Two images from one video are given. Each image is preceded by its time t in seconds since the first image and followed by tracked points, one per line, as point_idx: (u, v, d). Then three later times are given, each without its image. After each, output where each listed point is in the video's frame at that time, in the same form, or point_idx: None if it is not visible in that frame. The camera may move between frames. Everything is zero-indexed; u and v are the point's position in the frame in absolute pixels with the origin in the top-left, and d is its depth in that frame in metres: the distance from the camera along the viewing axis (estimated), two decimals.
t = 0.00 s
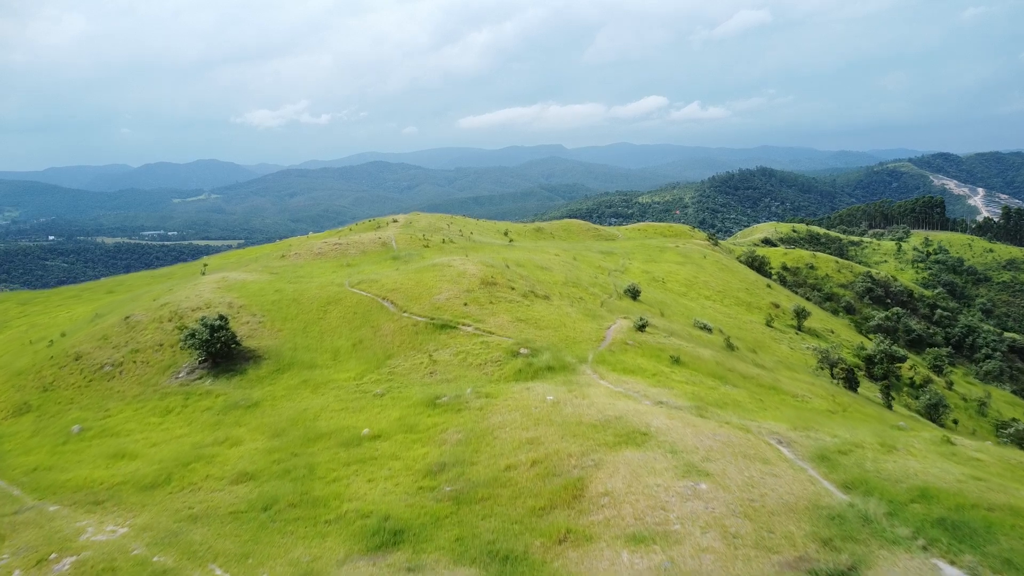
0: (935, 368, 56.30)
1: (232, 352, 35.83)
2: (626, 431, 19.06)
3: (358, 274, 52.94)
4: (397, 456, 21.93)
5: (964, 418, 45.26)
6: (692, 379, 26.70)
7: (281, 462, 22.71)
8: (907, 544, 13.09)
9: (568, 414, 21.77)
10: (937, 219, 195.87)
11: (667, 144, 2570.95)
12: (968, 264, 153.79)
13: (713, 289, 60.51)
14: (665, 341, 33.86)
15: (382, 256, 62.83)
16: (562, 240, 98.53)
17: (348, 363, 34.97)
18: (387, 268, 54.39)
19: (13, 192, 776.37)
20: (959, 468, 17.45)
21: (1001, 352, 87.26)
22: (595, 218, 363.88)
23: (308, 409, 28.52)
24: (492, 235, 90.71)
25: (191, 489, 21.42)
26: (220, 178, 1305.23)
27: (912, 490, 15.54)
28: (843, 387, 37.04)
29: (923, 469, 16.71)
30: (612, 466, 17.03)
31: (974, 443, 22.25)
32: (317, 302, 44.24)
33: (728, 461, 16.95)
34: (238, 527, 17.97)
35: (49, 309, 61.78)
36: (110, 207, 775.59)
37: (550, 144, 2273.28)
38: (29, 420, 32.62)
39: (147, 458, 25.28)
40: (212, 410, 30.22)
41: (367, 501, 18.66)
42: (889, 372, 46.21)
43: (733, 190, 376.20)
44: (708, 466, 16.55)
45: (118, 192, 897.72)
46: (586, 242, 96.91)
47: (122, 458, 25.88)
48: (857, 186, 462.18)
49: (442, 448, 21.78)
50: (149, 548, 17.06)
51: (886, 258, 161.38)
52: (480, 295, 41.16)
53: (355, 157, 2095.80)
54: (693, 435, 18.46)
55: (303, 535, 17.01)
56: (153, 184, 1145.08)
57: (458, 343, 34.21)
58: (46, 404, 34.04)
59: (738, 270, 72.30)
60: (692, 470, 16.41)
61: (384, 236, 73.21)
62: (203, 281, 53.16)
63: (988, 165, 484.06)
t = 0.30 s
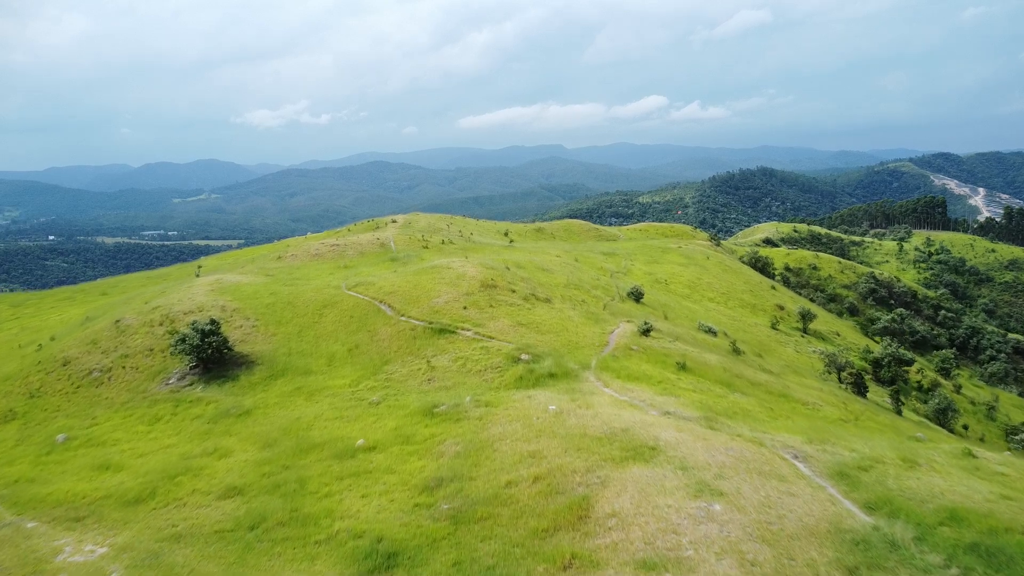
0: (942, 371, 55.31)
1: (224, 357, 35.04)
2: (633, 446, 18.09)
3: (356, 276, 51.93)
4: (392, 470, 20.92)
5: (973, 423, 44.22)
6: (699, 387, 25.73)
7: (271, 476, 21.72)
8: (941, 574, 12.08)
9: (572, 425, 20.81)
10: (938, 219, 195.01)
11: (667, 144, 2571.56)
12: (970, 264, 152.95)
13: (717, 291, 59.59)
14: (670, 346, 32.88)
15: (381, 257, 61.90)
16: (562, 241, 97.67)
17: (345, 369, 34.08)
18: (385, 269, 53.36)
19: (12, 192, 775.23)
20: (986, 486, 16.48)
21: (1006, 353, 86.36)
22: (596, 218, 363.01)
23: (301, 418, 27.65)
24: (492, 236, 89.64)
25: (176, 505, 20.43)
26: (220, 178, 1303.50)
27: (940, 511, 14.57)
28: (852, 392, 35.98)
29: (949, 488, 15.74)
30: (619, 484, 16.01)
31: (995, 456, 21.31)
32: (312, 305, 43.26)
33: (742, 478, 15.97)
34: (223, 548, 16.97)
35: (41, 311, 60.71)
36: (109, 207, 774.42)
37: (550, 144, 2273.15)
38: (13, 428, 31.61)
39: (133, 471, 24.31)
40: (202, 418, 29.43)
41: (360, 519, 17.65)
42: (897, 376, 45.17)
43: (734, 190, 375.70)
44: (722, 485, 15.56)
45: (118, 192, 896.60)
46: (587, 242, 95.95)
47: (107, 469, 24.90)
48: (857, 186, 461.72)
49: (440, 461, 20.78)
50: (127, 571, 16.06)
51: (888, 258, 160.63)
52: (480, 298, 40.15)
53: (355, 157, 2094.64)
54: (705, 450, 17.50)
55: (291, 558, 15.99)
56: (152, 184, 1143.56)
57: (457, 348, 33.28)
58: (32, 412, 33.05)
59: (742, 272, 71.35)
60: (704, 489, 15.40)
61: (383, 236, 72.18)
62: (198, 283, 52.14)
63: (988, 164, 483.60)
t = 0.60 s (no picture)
0: (950, 375, 54.29)
1: (215, 364, 34.65)
2: (641, 461, 17.13)
3: (353, 278, 51.08)
4: (388, 484, 19.93)
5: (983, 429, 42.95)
6: (707, 395, 24.83)
7: (261, 491, 20.76)
8: None
9: (576, 437, 19.82)
10: (940, 220, 194.21)
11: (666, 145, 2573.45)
12: (972, 265, 152.23)
13: (721, 294, 58.70)
14: (676, 351, 31.97)
15: (379, 259, 60.97)
16: (563, 242, 96.73)
17: (340, 377, 33.33)
18: (383, 272, 52.48)
19: (12, 192, 774.15)
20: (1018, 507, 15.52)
21: (1010, 355, 85.55)
22: (596, 219, 362.29)
23: (295, 429, 26.93)
24: (492, 237, 88.85)
25: (160, 522, 19.45)
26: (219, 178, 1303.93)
27: (972, 535, 13.63)
28: (861, 398, 34.94)
29: (980, 510, 14.77)
30: (628, 504, 15.00)
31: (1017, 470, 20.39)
32: (307, 310, 43.00)
33: (758, 499, 14.99)
34: (206, 572, 15.96)
35: (33, 313, 59.77)
36: (109, 206, 773.59)
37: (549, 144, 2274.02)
38: None
39: (118, 483, 23.36)
40: (192, 427, 28.83)
41: (352, 539, 16.64)
42: (904, 380, 44.11)
43: (734, 191, 375.85)
44: (739, 506, 14.56)
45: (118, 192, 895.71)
46: (588, 243, 95.14)
47: (91, 482, 23.95)
48: (857, 186, 461.63)
49: (438, 475, 19.78)
50: None
51: (889, 258, 160.16)
52: (480, 301, 39.27)
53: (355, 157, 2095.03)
54: (717, 466, 16.56)
55: None
56: (152, 184, 1143.11)
57: (456, 354, 32.42)
58: (16, 419, 32.13)
59: (746, 273, 70.51)
60: (720, 511, 14.38)
61: (381, 237, 71.31)
62: (191, 286, 51.29)
63: (989, 165, 483.22)
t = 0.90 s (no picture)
0: (958, 381, 53.33)
1: (207, 372, 33.73)
2: (652, 481, 16.18)
3: (351, 282, 50.20)
4: (384, 503, 18.98)
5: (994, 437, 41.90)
6: (716, 407, 23.91)
7: (250, 509, 19.81)
8: None
9: (582, 454, 18.84)
10: (942, 222, 193.39)
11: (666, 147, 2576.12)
12: (975, 267, 151.51)
13: (725, 298, 57.82)
14: (682, 359, 31.06)
15: (378, 262, 60.01)
16: (564, 245, 95.87)
17: (337, 387, 32.48)
18: (382, 276, 51.61)
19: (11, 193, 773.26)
20: None
21: (1016, 359, 84.67)
22: (596, 220, 361.66)
23: (288, 442, 26.00)
24: (493, 240, 88.08)
25: (143, 543, 18.49)
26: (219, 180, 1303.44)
27: (1010, 565, 12.65)
28: (872, 407, 33.96)
29: (1015, 536, 13.83)
30: (639, 529, 14.01)
31: None
32: (303, 316, 42.18)
33: (778, 524, 14.00)
34: None
35: (27, 318, 58.90)
36: (109, 208, 772.89)
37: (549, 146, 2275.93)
38: None
39: (103, 500, 22.44)
40: (182, 438, 27.90)
41: (345, 563, 15.71)
42: (914, 386, 43.09)
43: (734, 193, 375.78)
44: (758, 533, 13.58)
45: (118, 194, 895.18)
46: (589, 246, 94.39)
47: (75, 498, 23.03)
48: (858, 188, 461.55)
49: (436, 493, 18.84)
50: None
51: (891, 261, 159.46)
52: (480, 307, 38.38)
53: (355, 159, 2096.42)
54: (733, 487, 15.58)
55: None
56: (152, 185, 1143.45)
57: (456, 363, 31.52)
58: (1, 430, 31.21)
59: (750, 277, 69.64)
60: (738, 538, 13.39)
61: (380, 240, 70.40)
62: (186, 290, 50.43)
63: (989, 167, 483.03)
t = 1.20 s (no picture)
0: (967, 388, 52.40)
1: (199, 382, 32.83)
2: (663, 503, 15.21)
3: (349, 288, 49.36)
4: (379, 523, 18.05)
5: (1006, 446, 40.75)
6: (726, 419, 22.98)
7: (238, 530, 18.86)
8: None
9: (588, 471, 17.90)
10: (944, 225, 192.75)
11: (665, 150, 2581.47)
12: (977, 271, 150.93)
13: (730, 303, 56.96)
14: (689, 368, 30.17)
15: (377, 267, 59.15)
16: (565, 249, 95.02)
17: (333, 397, 31.64)
18: (380, 281, 50.74)
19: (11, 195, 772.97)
20: None
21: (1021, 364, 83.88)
22: (596, 223, 361.26)
23: (281, 456, 25.08)
24: (494, 243, 87.28)
25: (124, 567, 17.54)
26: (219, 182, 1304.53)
27: None
28: (882, 416, 33.01)
29: None
30: (650, 557, 13.02)
31: None
32: (299, 323, 41.33)
33: (799, 553, 12.99)
34: None
35: (19, 323, 58.06)
36: (109, 210, 772.39)
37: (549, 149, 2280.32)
38: None
39: (86, 517, 21.51)
40: (172, 451, 26.99)
41: None
42: (922, 393, 42.19)
43: (735, 196, 375.85)
44: (780, 563, 12.57)
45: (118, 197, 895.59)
46: (591, 250, 93.67)
47: (57, 515, 22.10)
48: (858, 191, 461.78)
49: (434, 513, 17.92)
50: None
51: (893, 264, 158.91)
52: (481, 314, 37.49)
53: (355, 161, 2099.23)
54: (750, 510, 14.62)
55: None
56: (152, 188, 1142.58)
57: (455, 373, 30.65)
58: None
59: (754, 281, 68.84)
60: (758, 568, 12.41)
61: (380, 244, 69.56)
62: (180, 296, 49.61)
63: (991, 170, 482.80)
